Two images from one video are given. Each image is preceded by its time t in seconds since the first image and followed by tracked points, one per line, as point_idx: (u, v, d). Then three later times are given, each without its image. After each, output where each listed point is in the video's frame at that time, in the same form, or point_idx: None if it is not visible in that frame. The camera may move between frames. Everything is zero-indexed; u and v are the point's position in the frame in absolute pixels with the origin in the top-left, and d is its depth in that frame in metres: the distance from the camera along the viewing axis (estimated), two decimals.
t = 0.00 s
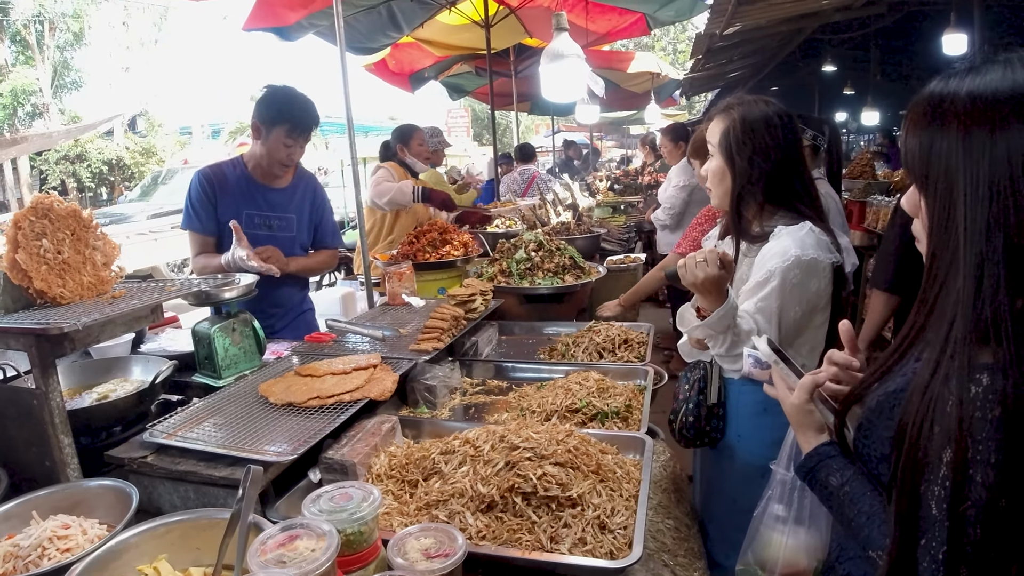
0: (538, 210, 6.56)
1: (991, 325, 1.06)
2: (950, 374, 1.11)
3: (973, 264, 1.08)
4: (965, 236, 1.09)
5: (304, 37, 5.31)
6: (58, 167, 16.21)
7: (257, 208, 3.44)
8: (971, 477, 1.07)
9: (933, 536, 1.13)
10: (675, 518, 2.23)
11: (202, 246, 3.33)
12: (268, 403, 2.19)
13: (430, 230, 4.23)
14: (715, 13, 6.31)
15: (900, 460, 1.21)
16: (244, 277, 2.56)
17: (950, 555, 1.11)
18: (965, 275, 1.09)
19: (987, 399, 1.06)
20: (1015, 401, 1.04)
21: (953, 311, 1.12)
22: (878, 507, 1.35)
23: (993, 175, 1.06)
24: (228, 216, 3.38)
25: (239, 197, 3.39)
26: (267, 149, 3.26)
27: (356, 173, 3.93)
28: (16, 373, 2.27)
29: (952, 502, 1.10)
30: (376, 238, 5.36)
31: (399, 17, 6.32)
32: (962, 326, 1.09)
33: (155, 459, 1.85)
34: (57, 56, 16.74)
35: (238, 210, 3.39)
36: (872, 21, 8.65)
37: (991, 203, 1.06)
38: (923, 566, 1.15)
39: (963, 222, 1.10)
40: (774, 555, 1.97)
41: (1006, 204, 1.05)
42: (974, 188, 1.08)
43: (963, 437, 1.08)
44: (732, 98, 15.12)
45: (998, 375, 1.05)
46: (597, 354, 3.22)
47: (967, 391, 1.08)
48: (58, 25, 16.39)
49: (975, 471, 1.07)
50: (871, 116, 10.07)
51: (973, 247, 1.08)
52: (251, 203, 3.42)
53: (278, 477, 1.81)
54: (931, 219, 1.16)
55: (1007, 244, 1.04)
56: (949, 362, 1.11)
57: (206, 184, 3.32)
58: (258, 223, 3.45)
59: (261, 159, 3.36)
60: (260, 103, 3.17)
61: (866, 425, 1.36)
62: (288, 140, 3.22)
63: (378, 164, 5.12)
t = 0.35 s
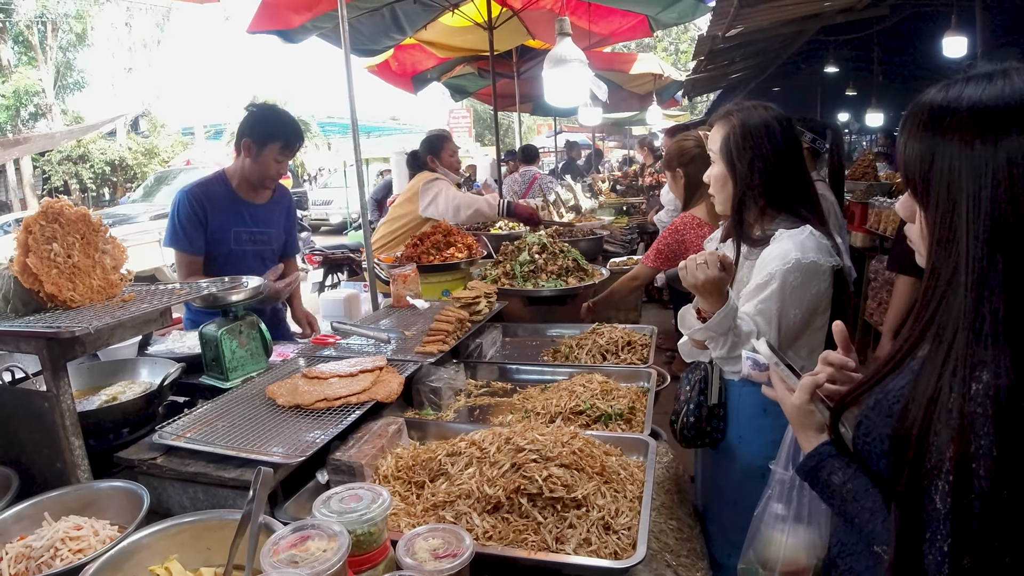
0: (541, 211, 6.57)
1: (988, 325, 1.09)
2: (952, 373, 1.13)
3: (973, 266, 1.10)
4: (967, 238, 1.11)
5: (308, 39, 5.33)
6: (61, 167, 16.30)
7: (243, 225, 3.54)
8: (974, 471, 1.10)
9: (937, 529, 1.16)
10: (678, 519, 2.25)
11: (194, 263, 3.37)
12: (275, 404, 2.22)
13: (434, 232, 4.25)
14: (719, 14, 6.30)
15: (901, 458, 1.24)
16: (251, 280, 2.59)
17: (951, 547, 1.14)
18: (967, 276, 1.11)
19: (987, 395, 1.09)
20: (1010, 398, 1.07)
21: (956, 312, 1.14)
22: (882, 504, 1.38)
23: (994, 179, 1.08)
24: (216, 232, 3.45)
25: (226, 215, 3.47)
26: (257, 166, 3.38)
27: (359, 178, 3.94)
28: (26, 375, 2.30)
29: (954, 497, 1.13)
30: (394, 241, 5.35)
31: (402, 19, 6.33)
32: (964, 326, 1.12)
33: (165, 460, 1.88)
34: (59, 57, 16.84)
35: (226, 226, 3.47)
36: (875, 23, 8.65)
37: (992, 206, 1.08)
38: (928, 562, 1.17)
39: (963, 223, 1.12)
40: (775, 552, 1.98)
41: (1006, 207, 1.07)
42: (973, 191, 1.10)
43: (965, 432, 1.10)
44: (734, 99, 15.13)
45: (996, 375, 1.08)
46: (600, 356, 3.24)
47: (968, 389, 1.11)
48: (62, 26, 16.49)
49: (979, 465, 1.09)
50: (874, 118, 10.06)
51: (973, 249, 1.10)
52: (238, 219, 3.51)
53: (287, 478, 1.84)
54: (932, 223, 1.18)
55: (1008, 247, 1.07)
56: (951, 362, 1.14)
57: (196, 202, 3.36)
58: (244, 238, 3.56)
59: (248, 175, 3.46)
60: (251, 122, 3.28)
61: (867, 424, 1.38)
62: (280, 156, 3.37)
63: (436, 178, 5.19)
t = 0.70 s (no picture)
0: (541, 212, 6.59)
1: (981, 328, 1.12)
2: (949, 375, 1.16)
3: (964, 271, 1.12)
4: (955, 245, 1.13)
5: (308, 40, 5.33)
6: (62, 167, 16.32)
7: (245, 226, 3.56)
8: (982, 470, 1.13)
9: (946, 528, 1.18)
10: (676, 519, 2.27)
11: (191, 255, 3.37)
12: (275, 404, 2.23)
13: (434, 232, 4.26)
14: (719, 15, 6.30)
15: (903, 458, 1.25)
16: (252, 281, 2.60)
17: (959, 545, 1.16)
18: (957, 281, 1.13)
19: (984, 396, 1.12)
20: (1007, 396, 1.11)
21: (948, 316, 1.16)
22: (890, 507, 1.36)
23: (980, 186, 1.10)
24: (217, 231, 3.47)
25: (228, 216, 3.49)
26: (258, 166, 3.40)
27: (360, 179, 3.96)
28: (28, 376, 2.31)
29: (962, 496, 1.15)
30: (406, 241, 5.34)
31: (403, 20, 6.34)
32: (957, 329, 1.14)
33: (166, 460, 1.89)
34: (60, 58, 16.91)
35: (227, 225, 3.49)
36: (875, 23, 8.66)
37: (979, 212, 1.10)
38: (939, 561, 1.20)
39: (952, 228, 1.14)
40: (776, 559, 1.99)
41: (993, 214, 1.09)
42: (959, 197, 1.12)
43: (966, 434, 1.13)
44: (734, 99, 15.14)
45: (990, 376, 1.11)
46: (600, 356, 3.25)
47: (967, 389, 1.13)
48: (63, 27, 16.55)
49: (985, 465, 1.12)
50: (874, 118, 10.07)
51: (962, 254, 1.13)
52: (241, 220, 3.54)
53: (287, 477, 1.85)
54: (918, 229, 1.21)
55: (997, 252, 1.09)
56: (946, 364, 1.16)
57: (201, 197, 3.38)
58: (244, 240, 3.57)
59: (250, 175, 3.49)
60: (252, 122, 3.33)
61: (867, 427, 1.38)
62: (278, 154, 3.38)
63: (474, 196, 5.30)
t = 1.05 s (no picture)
0: (541, 213, 6.61)
1: (970, 335, 1.13)
2: (940, 380, 1.16)
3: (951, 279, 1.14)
4: (941, 254, 1.15)
5: (309, 42, 5.34)
6: (63, 168, 16.34)
7: (233, 221, 3.59)
8: (975, 476, 1.13)
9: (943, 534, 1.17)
10: (674, 521, 2.28)
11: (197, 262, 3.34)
12: (275, 407, 2.24)
13: (434, 234, 4.26)
14: (718, 17, 6.30)
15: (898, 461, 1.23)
16: (251, 284, 2.61)
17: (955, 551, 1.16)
18: (944, 288, 1.14)
19: (975, 402, 1.12)
20: (998, 403, 1.11)
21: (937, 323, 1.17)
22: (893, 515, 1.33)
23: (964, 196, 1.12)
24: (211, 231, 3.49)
25: (215, 212, 3.50)
26: (225, 157, 3.42)
27: (359, 181, 3.97)
28: (29, 378, 2.32)
29: (957, 502, 1.15)
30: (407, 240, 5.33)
31: (403, 21, 6.35)
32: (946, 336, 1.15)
33: (166, 462, 1.90)
34: (61, 58, 16.94)
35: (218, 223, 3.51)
36: (874, 24, 8.67)
37: (964, 222, 1.12)
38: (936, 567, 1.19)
39: (940, 237, 1.15)
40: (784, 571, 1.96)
41: (979, 224, 1.11)
42: (946, 208, 1.14)
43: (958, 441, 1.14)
44: (734, 100, 15.16)
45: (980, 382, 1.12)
46: (599, 358, 3.26)
47: (958, 395, 1.14)
48: (63, 27, 16.58)
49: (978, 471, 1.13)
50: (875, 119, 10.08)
51: (950, 261, 1.14)
52: (228, 214, 3.56)
53: (287, 480, 1.86)
54: (905, 238, 1.22)
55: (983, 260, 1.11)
56: (937, 371, 1.17)
57: (189, 201, 3.38)
58: (238, 233, 3.63)
59: (220, 167, 3.50)
60: (211, 113, 3.32)
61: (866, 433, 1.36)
62: (241, 140, 3.37)
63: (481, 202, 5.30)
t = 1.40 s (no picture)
0: (541, 213, 6.61)
1: (962, 337, 1.13)
2: (934, 384, 1.16)
3: (943, 283, 1.14)
4: (934, 257, 1.16)
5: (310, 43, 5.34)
6: (64, 168, 16.35)
7: (219, 221, 3.60)
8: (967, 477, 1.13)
9: (935, 535, 1.19)
10: (674, 521, 2.28)
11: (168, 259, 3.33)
12: (275, 407, 2.25)
13: (434, 235, 4.26)
14: (719, 17, 6.30)
15: (894, 462, 1.23)
16: (252, 284, 2.61)
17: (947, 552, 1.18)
18: (937, 290, 1.15)
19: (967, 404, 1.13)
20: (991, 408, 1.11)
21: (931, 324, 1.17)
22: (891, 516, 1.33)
23: (955, 199, 1.13)
24: (192, 229, 3.49)
25: (201, 211, 3.51)
26: (212, 159, 3.42)
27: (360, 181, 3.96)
28: (31, 378, 2.33)
29: (949, 502, 1.16)
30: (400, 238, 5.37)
31: (404, 22, 6.35)
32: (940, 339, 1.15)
33: (167, 463, 1.91)
34: (63, 58, 16.94)
35: (201, 222, 3.51)
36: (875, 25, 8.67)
37: (956, 224, 1.13)
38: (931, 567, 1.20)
39: (933, 238, 1.16)
40: (781, 567, 1.96)
41: (970, 228, 1.11)
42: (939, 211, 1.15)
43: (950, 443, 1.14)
44: (735, 100, 15.16)
45: (973, 386, 1.12)
46: (599, 359, 3.27)
47: (951, 398, 1.14)
48: (65, 27, 16.60)
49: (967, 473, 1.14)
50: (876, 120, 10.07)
51: (943, 263, 1.14)
52: (214, 214, 3.57)
53: (287, 480, 1.87)
54: (900, 240, 1.23)
55: (974, 264, 1.11)
56: (929, 374, 1.17)
57: (171, 199, 3.39)
58: (224, 232, 3.63)
59: (208, 168, 3.51)
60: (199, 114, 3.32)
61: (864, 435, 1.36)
62: (231, 145, 3.38)
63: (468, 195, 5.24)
